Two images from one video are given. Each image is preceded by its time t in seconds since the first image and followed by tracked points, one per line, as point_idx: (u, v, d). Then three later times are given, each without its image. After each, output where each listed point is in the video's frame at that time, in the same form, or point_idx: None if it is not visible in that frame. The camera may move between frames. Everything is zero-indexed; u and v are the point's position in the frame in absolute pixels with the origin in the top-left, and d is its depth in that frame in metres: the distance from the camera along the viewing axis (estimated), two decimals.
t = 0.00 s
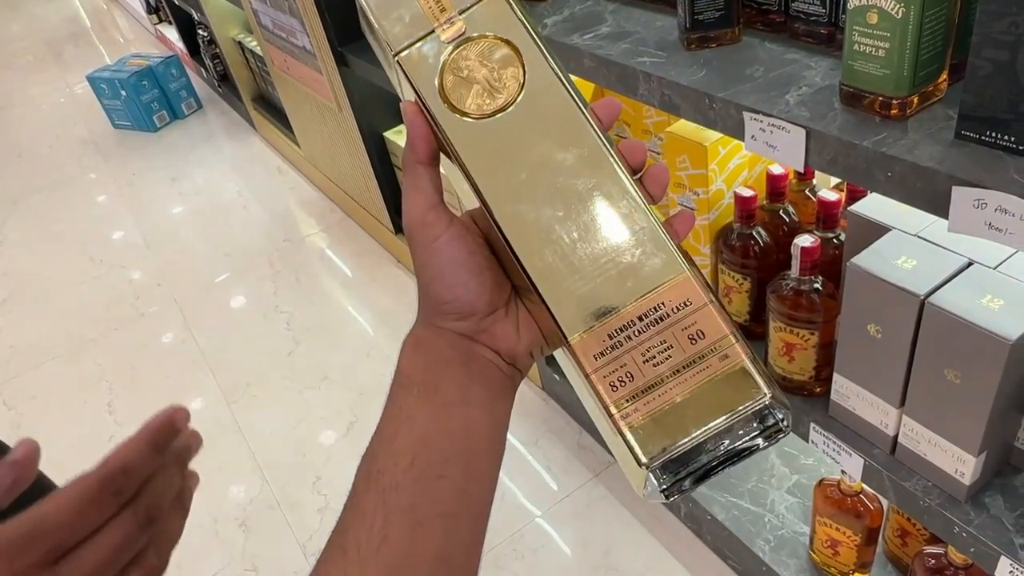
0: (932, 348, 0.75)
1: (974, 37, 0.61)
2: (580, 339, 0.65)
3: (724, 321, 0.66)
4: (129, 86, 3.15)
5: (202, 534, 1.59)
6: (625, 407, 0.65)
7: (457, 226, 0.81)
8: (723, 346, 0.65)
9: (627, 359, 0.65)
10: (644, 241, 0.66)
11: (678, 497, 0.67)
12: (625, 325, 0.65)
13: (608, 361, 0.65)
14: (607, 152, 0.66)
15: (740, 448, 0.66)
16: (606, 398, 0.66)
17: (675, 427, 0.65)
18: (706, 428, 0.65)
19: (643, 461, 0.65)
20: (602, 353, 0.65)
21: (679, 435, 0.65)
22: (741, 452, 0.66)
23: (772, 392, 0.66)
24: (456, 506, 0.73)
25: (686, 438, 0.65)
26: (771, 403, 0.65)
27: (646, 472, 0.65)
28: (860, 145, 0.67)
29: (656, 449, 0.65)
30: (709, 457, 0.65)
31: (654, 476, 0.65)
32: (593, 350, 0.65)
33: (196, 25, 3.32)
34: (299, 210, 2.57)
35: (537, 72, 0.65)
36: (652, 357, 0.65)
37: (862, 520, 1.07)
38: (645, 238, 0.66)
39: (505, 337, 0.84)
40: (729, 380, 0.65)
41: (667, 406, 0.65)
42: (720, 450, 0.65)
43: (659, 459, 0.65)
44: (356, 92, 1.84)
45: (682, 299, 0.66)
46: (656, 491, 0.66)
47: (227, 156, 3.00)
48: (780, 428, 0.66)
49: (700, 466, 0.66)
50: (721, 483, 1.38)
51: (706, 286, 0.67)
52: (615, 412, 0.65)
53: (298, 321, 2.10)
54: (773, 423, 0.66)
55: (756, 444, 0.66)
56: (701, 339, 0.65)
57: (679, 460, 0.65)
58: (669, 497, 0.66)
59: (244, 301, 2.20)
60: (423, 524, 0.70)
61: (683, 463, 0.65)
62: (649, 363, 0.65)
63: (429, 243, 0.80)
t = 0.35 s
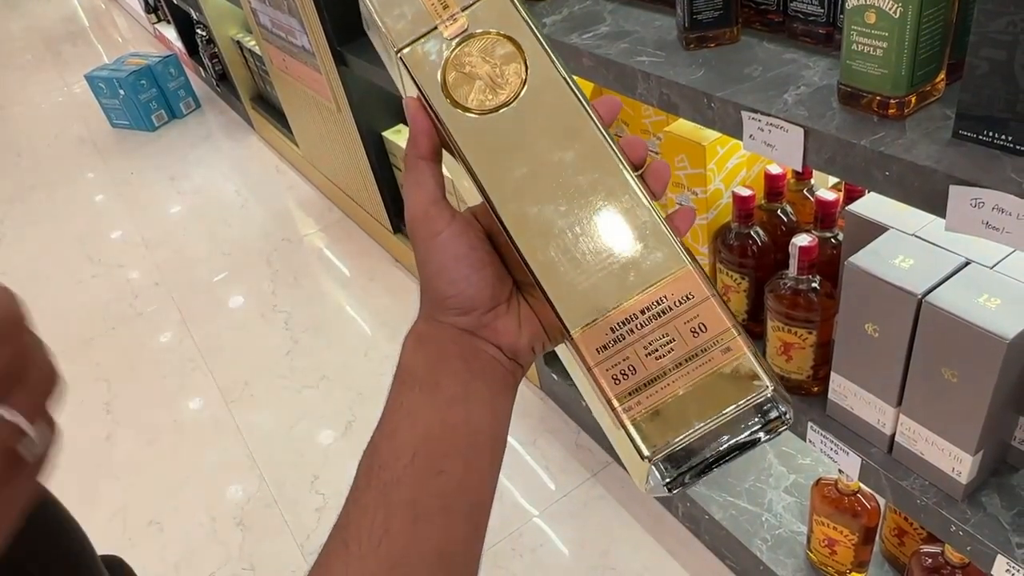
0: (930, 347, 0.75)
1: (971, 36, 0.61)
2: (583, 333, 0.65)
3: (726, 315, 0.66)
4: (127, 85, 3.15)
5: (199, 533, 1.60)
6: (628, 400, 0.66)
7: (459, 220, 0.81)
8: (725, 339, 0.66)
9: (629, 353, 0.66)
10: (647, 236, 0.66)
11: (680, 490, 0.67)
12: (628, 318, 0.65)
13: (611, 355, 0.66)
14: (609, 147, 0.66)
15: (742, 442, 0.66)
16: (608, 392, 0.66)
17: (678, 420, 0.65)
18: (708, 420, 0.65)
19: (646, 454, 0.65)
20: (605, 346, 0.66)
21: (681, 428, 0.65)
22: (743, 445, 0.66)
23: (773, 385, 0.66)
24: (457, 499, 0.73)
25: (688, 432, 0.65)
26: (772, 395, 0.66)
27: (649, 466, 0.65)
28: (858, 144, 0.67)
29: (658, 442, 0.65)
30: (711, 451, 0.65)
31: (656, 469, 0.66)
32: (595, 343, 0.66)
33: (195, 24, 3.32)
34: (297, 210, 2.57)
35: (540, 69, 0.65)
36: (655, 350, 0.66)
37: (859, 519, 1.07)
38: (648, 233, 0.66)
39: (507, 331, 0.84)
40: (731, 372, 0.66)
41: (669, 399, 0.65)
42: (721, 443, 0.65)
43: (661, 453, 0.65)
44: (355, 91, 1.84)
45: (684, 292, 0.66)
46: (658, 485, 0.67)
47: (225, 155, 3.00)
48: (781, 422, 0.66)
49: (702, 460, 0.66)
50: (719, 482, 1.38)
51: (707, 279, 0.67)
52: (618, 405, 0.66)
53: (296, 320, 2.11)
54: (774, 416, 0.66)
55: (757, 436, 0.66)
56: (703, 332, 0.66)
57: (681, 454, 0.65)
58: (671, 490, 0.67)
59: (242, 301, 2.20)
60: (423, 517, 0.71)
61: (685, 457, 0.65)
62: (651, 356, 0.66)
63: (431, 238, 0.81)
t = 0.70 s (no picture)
0: (928, 347, 0.75)
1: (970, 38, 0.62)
2: (585, 330, 0.66)
3: (727, 313, 0.67)
4: (126, 85, 3.15)
5: (197, 533, 1.60)
6: (629, 398, 0.66)
7: (461, 218, 0.81)
8: (726, 338, 0.66)
9: (631, 351, 0.66)
10: (650, 234, 0.66)
11: (680, 488, 0.67)
12: (629, 316, 0.66)
13: (613, 353, 0.66)
14: (612, 147, 0.66)
15: (742, 440, 0.66)
16: (610, 390, 0.66)
17: (678, 418, 0.66)
18: (708, 418, 0.66)
19: (647, 452, 0.65)
20: (606, 344, 0.66)
21: (682, 426, 0.65)
22: (743, 443, 0.66)
23: (773, 383, 0.67)
24: (457, 496, 0.73)
25: (689, 430, 0.65)
26: (772, 393, 0.66)
27: (650, 463, 0.65)
28: (856, 145, 0.67)
29: (659, 440, 0.65)
30: (711, 449, 0.66)
31: (657, 467, 0.66)
32: (597, 341, 0.66)
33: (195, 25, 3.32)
34: (296, 211, 2.57)
35: (543, 68, 0.66)
36: (656, 348, 0.66)
37: (858, 519, 1.07)
38: (650, 231, 0.66)
39: (508, 329, 0.83)
40: (732, 371, 0.66)
41: (670, 397, 0.66)
42: (722, 440, 0.66)
43: (662, 450, 0.65)
44: (354, 92, 1.84)
45: (685, 291, 0.66)
46: (658, 482, 0.67)
47: (224, 155, 3.00)
48: (781, 420, 0.67)
49: (703, 458, 0.66)
50: (718, 483, 1.38)
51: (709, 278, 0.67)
52: (619, 403, 0.66)
53: (295, 320, 2.11)
54: (774, 413, 0.67)
55: (757, 434, 0.66)
56: (704, 330, 0.66)
57: (682, 452, 0.66)
58: (671, 488, 0.67)
59: (240, 301, 2.20)
60: (424, 514, 0.71)
61: (686, 455, 0.66)
62: (652, 354, 0.66)
63: (433, 236, 0.81)
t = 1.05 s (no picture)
0: (928, 349, 0.75)
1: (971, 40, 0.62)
2: (586, 330, 0.66)
3: (728, 313, 0.67)
4: (127, 85, 3.15)
5: (197, 533, 1.60)
6: (630, 397, 0.66)
7: (463, 217, 0.81)
8: (727, 338, 0.66)
9: (632, 350, 0.66)
10: (652, 234, 0.66)
11: (681, 487, 0.68)
12: (631, 316, 0.66)
13: (614, 352, 0.66)
14: (614, 146, 0.66)
15: (743, 439, 0.66)
16: (611, 389, 0.66)
17: (680, 417, 0.66)
18: (709, 417, 0.66)
19: (649, 451, 0.65)
20: (608, 344, 0.66)
21: (683, 425, 0.66)
22: (743, 442, 0.67)
23: (773, 382, 0.67)
24: (458, 493, 0.73)
25: (690, 429, 0.66)
26: (773, 393, 0.67)
27: (651, 462, 0.66)
28: (858, 147, 0.67)
29: (660, 439, 0.65)
30: (712, 448, 0.66)
31: (658, 466, 0.66)
32: (599, 340, 0.66)
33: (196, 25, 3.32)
34: (296, 211, 2.57)
35: (546, 68, 0.66)
36: (658, 347, 0.66)
37: (858, 520, 1.07)
38: (652, 230, 0.66)
39: (510, 329, 0.84)
40: (733, 370, 0.66)
41: (671, 396, 0.66)
42: (722, 440, 0.66)
43: (663, 450, 0.65)
44: (355, 92, 1.84)
45: (687, 291, 0.66)
46: (659, 481, 0.67)
47: (225, 156, 3.00)
48: (781, 419, 0.67)
49: (703, 457, 0.66)
50: (719, 484, 1.38)
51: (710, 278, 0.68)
52: (621, 401, 0.66)
53: (295, 321, 2.11)
54: (775, 413, 0.67)
55: (758, 434, 0.66)
56: (705, 330, 0.66)
57: (682, 451, 0.66)
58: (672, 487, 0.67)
59: (240, 301, 2.20)
60: (425, 511, 0.71)
61: (687, 454, 0.66)
62: (654, 353, 0.66)
63: (435, 235, 0.81)
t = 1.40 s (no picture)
0: (928, 349, 0.76)
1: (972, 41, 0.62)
2: (587, 327, 0.66)
3: (728, 310, 0.67)
4: (129, 85, 3.15)
5: (198, 533, 1.60)
6: (630, 393, 0.66)
7: (465, 214, 0.81)
8: (727, 334, 0.66)
9: (633, 346, 0.66)
10: (651, 230, 0.66)
11: (680, 483, 0.68)
12: (632, 312, 0.66)
13: (615, 348, 0.66)
14: (615, 144, 0.66)
15: (742, 436, 0.67)
16: (611, 385, 0.66)
17: (679, 413, 0.66)
18: (709, 413, 0.66)
19: (649, 446, 0.66)
20: (609, 340, 0.66)
21: (683, 422, 0.66)
22: (743, 439, 0.67)
23: (773, 379, 0.67)
24: (459, 490, 0.73)
25: (690, 425, 0.66)
26: (773, 390, 0.67)
27: (651, 457, 0.66)
28: (859, 148, 0.67)
29: (660, 435, 0.66)
30: (712, 445, 0.66)
31: (657, 462, 0.66)
32: (600, 336, 0.66)
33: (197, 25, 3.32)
34: (297, 211, 2.57)
35: (546, 66, 0.66)
36: (658, 344, 0.66)
37: (858, 521, 1.07)
38: (652, 227, 0.66)
39: (511, 326, 0.84)
40: (733, 367, 0.66)
41: (671, 392, 0.66)
42: (722, 436, 0.66)
43: (663, 445, 0.65)
44: (356, 93, 1.84)
45: (687, 287, 0.66)
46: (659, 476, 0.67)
47: (227, 155, 3.00)
48: (780, 416, 0.67)
49: (703, 453, 0.66)
50: (719, 484, 1.38)
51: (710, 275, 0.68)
52: (621, 398, 0.66)
53: (297, 321, 2.11)
54: (774, 409, 0.67)
55: (756, 430, 0.67)
56: (705, 326, 0.66)
57: (682, 448, 0.66)
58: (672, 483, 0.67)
59: (242, 301, 2.20)
60: (427, 508, 0.71)
61: (687, 450, 0.66)
62: (654, 350, 0.66)
63: (437, 232, 0.81)
